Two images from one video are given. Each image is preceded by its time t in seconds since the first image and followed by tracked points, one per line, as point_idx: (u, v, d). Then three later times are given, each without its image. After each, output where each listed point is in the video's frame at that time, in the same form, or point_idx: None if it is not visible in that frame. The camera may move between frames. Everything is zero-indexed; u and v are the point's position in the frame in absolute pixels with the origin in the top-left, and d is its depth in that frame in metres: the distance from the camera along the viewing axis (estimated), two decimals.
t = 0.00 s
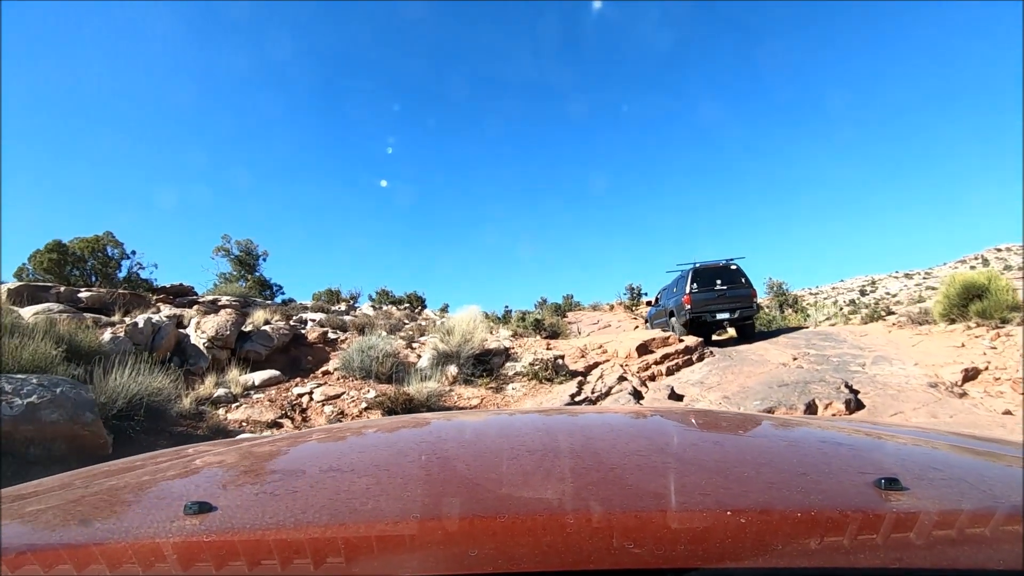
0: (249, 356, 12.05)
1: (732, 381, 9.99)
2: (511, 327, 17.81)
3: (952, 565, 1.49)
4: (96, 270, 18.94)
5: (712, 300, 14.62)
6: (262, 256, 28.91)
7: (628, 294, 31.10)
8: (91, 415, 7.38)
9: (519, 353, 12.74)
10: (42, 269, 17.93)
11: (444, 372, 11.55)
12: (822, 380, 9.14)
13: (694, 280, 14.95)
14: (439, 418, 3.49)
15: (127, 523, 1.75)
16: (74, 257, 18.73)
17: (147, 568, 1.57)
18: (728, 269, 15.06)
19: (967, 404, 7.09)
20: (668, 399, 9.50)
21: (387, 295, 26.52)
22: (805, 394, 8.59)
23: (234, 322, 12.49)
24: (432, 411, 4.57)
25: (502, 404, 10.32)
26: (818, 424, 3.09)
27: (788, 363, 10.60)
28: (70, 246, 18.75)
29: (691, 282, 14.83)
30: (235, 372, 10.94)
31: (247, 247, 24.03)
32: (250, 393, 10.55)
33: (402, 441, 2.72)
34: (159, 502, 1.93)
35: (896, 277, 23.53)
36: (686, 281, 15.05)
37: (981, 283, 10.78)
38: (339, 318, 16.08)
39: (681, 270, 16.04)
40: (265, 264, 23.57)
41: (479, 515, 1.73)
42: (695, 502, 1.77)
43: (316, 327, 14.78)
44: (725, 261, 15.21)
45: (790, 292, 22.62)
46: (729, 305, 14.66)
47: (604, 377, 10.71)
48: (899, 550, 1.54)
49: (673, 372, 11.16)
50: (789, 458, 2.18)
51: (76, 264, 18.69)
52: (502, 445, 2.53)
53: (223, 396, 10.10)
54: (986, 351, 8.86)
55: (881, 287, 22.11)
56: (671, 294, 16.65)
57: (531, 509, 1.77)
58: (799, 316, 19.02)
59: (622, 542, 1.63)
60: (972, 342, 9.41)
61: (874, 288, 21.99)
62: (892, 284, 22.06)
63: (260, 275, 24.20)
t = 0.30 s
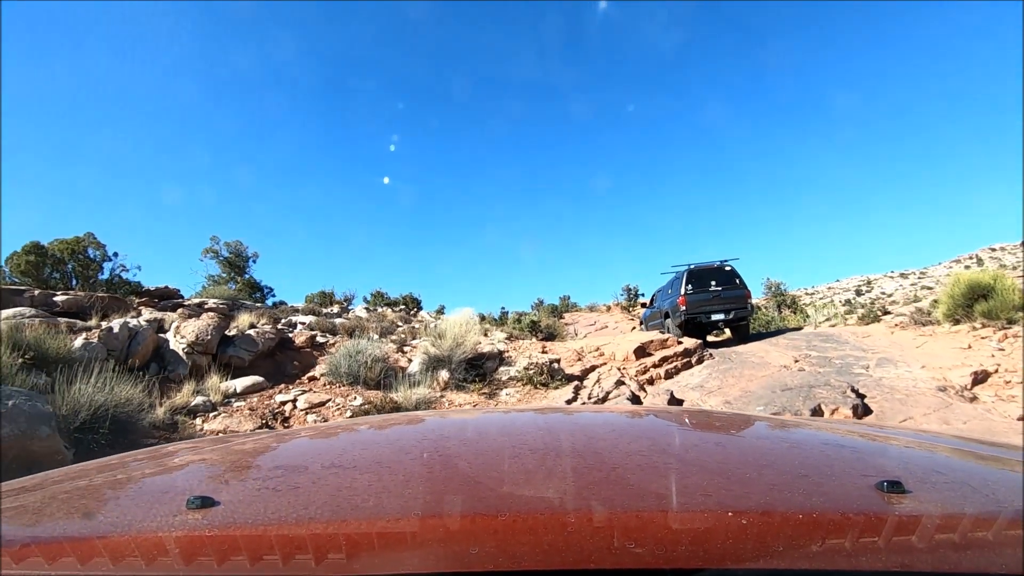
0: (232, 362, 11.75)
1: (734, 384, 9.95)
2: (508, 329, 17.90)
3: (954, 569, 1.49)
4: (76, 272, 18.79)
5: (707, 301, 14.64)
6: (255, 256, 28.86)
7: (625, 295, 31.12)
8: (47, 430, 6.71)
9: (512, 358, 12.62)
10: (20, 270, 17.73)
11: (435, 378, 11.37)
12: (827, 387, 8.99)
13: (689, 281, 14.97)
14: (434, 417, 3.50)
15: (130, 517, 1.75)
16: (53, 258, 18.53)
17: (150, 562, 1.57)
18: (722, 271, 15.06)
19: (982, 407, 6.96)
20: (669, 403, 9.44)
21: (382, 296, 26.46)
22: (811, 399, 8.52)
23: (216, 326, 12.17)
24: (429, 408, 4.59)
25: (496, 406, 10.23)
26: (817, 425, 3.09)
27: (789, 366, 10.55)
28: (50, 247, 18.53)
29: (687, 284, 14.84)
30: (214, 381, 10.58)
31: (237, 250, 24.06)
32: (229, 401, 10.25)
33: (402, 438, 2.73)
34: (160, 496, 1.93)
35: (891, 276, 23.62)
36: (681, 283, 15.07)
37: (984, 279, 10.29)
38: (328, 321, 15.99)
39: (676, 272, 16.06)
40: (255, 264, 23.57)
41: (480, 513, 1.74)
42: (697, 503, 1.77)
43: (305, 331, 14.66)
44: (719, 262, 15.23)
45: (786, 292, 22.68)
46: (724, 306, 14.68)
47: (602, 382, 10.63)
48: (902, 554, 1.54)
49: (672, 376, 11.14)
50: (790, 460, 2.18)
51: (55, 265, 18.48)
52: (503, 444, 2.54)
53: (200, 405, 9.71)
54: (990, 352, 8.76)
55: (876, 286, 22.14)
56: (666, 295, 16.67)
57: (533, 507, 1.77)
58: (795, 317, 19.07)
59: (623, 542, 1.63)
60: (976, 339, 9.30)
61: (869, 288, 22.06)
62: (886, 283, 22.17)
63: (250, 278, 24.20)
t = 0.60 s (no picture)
0: (214, 368, 11.38)
1: (739, 389, 9.89)
2: (505, 331, 17.97)
3: (952, 566, 1.49)
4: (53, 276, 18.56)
5: (701, 303, 14.66)
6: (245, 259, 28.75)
7: (621, 296, 31.09)
8: None
9: (507, 363, 12.55)
10: None
11: (427, 383, 11.19)
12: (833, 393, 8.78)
13: (684, 283, 14.96)
14: (430, 418, 3.50)
15: (128, 522, 1.75)
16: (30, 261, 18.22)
17: (147, 567, 1.57)
18: (717, 271, 15.05)
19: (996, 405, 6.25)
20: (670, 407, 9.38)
21: (376, 299, 26.53)
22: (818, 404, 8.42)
23: (196, 331, 11.82)
24: (429, 414, 4.58)
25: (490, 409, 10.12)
26: (814, 424, 3.09)
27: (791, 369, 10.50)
28: (27, 251, 18.22)
29: (682, 285, 14.89)
30: (194, 390, 10.22)
31: (225, 250, 23.94)
32: (208, 411, 9.89)
33: (400, 441, 2.73)
34: (156, 502, 1.92)
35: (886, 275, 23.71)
36: (677, 284, 15.06)
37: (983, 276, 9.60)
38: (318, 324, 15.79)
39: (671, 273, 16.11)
40: (244, 267, 23.50)
41: (479, 515, 1.73)
42: (696, 503, 1.77)
43: (295, 335, 14.46)
44: (714, 263, 15.23)
45: (784, 292, 22.72)
46: (718, 307, 14.71)
47: (601, 386, 10.57)
48: (901, 552, 1.54)
49: (672, 379, 11.14)
50: (789, 458, 2.18)
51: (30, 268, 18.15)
52: (502, 445, 2.54)
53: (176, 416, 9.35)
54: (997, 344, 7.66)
55: (871, 285, 22.13)
56: (661, 296, 16.68)
57: (531, 509, 1.77)
58: (793, 317, 19.09)
59: (621, 543, 1.63)
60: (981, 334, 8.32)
61: (864, 287, 22.07)
62: (881, 281, 22.23)
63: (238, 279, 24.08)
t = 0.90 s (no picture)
0: (197, 371, 11.24)
1: (743, 390, 9.83)
2: (502, 332, 17.97)
3: (952, 564, 1.50)
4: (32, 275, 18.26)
5: (699, 302, 14.66)
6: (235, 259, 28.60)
7: (618, 296, 31.15)
8: None
9: (503, 365, 12.45)
10: None
11: (420, 388, 11.06)
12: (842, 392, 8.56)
13: (682, 283, 14.95)
14: (427, 420, 3.50)
15: (127, 525, 1.74)
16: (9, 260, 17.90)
17: (147, 570, 1.57)
18: (714, 271, 15.04)
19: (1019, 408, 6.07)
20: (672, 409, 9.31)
21: (372, 300, 26.54)
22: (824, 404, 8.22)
23: (177, 333, 11.64)
24: (426, 416, 4.55)
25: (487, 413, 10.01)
26: (813, 423, 3.09)
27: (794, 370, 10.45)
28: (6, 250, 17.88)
29: (679, 284, 14.87)
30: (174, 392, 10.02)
31: (215, 250, 23.72)
32: (189, 416, 9.68)
33: (401, 442, 2.72)
34: (157, 504, 1.92)
35: (882, 274, 23.77)
36: (674, 284, 15.05)
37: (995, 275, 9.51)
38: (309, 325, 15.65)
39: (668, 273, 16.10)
40: (235, 267, 23.39)
41: (480, 516, 1.73)
42: (696, 503, 1.77)
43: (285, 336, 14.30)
44: (711, 263, 15.22)
45: (781, 291, 22.75)
46: (716, 307, 14.71)
47: (601, 389, 10.51)
48: (901, 551, 1.54)
49: (672, 382, 11.11)
50: (788, 458, 2.18)
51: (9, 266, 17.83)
52: (501, 446, 2.53)
53: (152, 422, 9.18)
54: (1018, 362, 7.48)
55: (866, 285, 22.19)
56: (658, 297, 16.67)
57: (531, 509, 1.77)
58: (790, 317, 19.11)
59: (622, 543, 1.63)
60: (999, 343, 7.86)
61: (858, 287, 22.16)
62: (876, 281, 22.29)
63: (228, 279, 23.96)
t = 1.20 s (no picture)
0: (174, 373, 11.15)
1: (745, 392, 9.79)
2: (498, 332, 17.98)
3: (948, 568, 1.50)
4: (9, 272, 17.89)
5: (696, 303, 14.70)
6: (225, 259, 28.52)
7: (615, 295, 31.22)
8: None
9: (497, 365, 12.38)
10: None
11: (410, 391, 11.06)
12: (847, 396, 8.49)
13: (678, 283, 14.98)
14: (422, 419, 3.50)
15: (124, 521, 1.74)
16: None
17: (143, 566, 1.57)
18: (710, 272, 15.07)
19: None
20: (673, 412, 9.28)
21: (366, 299, 26.57)
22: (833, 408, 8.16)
23: (153, 335, 11.57)
24: (426, 413, 4.54)
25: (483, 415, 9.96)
26: (811, 426, 3.10)
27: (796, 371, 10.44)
28: None
29: (676, 285, 14.89)
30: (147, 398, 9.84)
31: (203, 249, 23.68)
32: (162, 423, 9.48)
33: (400, 440, 2.73)
34: (155, 500, 1.92)
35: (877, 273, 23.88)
36: (671, 285, 15.09)
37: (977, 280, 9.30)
38: (298, 326, 15.60)
39: (664, 274, 16.14)
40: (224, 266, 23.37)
41: (476, 515, 1.73)
42: (692, 505, 1.77)
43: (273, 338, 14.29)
44: (707, 264, 15.24)
45: (780, 290, 22.77)
46: (712, 308, 14.74)
47: (599, 391, 10.48)
48: (897, 555, 1.54)
49: (672, 382, 11.09)
50: (785, 461, 2.18)
51: None
52: (500, 446, 2.53)
53: (122, 429, 9.00)
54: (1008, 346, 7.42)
55: (861, 285, 22.28)
56: (654, 299, 16.70)
57: (528, 509, 1.77)
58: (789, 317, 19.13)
59: (618, 544, 1.63)
60: (991, 333, 7.68)
61: (854, 287, 22.26)
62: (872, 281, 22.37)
63: (216, 279, 23.94)
